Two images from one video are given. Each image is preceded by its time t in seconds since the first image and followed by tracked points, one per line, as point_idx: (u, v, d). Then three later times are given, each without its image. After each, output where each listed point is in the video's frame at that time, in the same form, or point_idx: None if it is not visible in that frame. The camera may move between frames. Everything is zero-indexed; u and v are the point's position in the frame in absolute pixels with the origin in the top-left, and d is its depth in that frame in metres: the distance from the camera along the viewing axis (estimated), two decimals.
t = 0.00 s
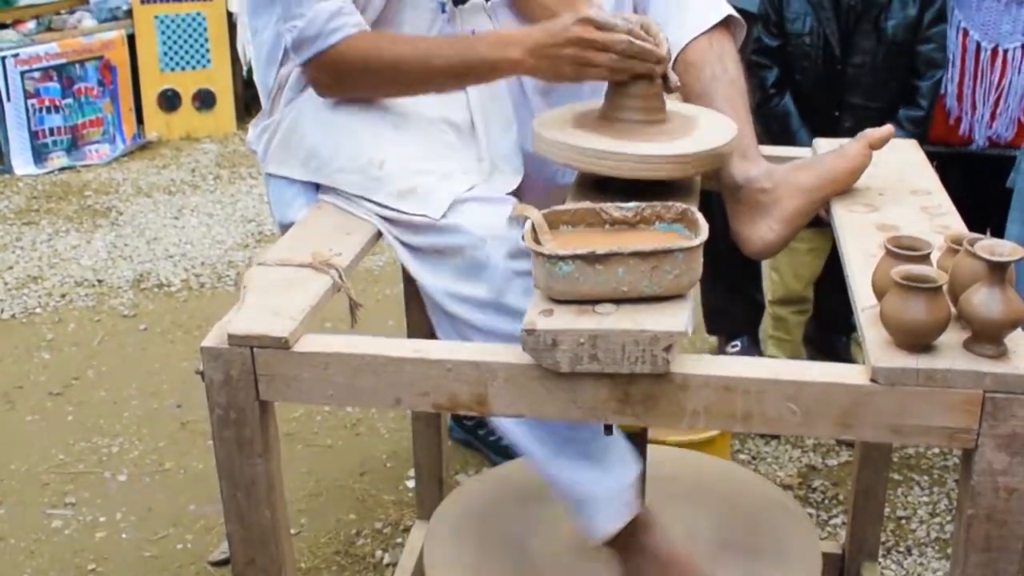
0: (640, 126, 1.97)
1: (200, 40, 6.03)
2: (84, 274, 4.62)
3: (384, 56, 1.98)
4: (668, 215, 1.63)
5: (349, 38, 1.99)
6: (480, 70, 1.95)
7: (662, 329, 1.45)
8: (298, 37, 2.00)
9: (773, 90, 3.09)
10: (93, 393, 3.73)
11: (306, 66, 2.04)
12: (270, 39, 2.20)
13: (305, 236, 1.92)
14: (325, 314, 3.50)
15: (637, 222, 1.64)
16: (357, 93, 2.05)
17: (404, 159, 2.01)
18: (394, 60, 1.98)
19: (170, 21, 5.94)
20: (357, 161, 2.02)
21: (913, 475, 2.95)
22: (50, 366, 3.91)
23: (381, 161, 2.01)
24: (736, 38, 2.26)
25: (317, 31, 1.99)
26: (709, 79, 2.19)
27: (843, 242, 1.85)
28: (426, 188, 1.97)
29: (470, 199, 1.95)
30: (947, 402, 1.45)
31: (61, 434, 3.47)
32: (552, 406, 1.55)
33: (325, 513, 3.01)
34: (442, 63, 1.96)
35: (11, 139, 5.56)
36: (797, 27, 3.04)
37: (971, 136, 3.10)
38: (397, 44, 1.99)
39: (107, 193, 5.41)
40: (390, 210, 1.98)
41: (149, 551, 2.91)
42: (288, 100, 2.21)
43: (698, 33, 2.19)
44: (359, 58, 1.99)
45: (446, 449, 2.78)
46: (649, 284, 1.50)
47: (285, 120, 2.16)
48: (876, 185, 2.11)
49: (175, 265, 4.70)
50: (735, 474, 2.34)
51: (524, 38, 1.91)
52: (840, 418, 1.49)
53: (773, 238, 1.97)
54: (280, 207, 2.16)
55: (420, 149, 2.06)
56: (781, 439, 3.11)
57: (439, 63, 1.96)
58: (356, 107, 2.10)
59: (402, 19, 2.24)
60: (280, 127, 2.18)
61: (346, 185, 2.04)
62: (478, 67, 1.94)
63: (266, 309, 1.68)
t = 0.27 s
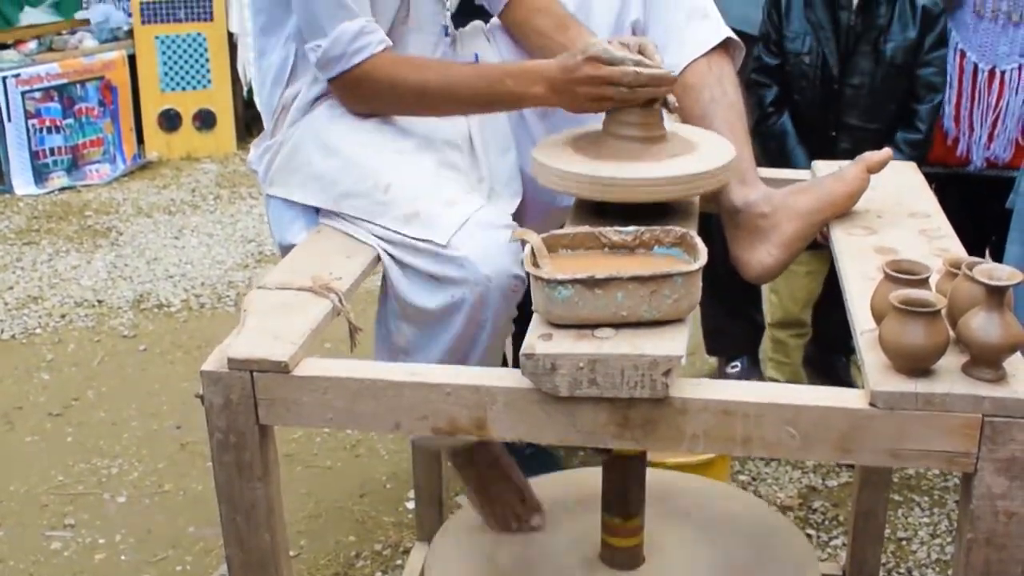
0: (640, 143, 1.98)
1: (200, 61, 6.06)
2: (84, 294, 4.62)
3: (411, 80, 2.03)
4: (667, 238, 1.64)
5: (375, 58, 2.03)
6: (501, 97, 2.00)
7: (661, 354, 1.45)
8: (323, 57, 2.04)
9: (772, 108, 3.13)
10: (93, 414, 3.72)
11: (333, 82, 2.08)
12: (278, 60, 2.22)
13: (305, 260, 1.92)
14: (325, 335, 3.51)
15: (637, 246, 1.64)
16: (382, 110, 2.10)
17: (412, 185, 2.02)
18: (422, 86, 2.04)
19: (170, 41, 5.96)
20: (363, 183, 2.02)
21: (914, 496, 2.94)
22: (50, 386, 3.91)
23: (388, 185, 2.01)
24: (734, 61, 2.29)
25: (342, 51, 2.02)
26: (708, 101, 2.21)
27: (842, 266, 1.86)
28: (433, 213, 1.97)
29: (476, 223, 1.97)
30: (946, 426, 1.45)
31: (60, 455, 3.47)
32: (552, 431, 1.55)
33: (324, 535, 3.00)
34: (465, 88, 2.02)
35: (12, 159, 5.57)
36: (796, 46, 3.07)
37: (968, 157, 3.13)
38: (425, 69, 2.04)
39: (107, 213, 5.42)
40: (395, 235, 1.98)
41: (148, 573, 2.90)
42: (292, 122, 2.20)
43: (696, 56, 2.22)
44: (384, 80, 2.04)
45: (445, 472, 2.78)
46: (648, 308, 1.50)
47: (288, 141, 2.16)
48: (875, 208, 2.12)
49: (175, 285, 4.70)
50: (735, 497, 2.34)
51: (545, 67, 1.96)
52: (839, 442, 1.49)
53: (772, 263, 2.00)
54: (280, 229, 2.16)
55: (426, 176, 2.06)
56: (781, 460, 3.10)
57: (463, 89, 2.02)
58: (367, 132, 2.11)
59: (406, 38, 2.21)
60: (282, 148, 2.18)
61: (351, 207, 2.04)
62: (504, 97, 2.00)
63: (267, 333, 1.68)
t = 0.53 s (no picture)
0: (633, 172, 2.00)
1: (200, 85, 6.08)
2: (83, 318, 4.62)
3: (414, 106, 2.05)
4: (663, 268, 1.64)
5: (374, 84, 2.05)
6: (503, 123, 2.02)
7: (656, 384, 1.45)
8: (323, 84, 2.05)
9: (769, 131, 3.14)
10: (91, 439, 3.72)
11: (333, 110, 2.09)
12: (275, 89, 2.22)
13: (301, 289, 1.92)
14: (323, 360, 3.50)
15: (632, 275, 1.64)
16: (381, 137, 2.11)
17: (412, 217, 1.99)
18: (423, 113, 2.05)
19: (170, 65, 5.98)
20: (360, 211, 2.01)
21: (912, 521, 2.93)
22: (48, 411, 3.90)
23: (388, 216, 1.99)
24: (732, 89, 2.29)
25: (342, 78, 2.04)
26: (705, 128, 2.20)
27: (839, 294, 1.86)
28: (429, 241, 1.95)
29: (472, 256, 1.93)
30: (941, 456, 1.45)
31: (58, 481, 3.46)
32: (547, 462, 1.55)
33: (322, 561, 2.99)
34: (467, 114, 2.04)
35: (11, 183, 5.58)
36: (795, 69, 3.09)
37: (966, 181, 3.15)
38: (426, 95, 2.05)
39: (106, 237, 5.42)
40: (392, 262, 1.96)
41: None
42: (288, 151, 2.20)
43: (693, 84, 2.21)
44: (385, 108, 2.04)
45: (443, 498, 2.77)
46: (643, 339, 1.50)
47: (283, 169, 2.16)
48: (871, 235, 2.12)
49: (173, 309, 4.70)
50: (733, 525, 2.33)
51: (545, 95, 1.97)
52: (835, 472, 1.48)
53: (768, 288, 2.00)
54: (277, 259, 2.15)
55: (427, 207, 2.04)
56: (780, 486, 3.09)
57: (465, 114, 2.03)
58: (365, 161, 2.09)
59: (403, 66, 2.21)
60: (277, 177, 2.17)
61: (347, 234, 2.02)
62: (505, 123, 2.02)
63: (262, 363, 1.68)
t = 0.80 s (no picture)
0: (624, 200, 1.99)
1: (199, 110, 6.10)
2: (80, 343, 4.62)
3: (405, 134, 2.05)
4: (650, 299, 1.64)
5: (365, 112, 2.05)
6: (494, 150, 2.02)
7: (642, 416, 1.45)
8: (313, 113, 2.05)
9: (765, 155, 3.14)
10: (86, 466, 3.71)
11: (324, 138, 2.09)
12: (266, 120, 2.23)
13: (291, 319, 1.92)
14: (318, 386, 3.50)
15: (619, 306, 1.65)
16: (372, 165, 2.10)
17: (393, 243, 1.99)
18: (413, 140, 2.05)
19: (169, 90, 6.00)
20: (346, 241, 2.01)
21: (908, 548, 2.92)
22: (44, 438, 3.89)
23: (369, 244, 1.99)
24: (723, 118, 2.29)
25: (332, 107, 2.04)
26: (696, 157, 2.20)
27: (830, 324, 1.86)
28: (411, 269, 1.94)
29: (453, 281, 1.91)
30: (928, 488, 1.45)
31: (52, 508, 3.44)
32: (534, 493, 1.54)
33: None
34: (458, 141, 2.03)
35: (10, 208, 5.60)
36: (791, 93, 3.09)
37: (960, 207, 3.16)
38: (416, 122, 2.05)
39: (104, 261, 5.43)
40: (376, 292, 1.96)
41: None
42: (279, 180, 2.21)
43: (685, 113, 2.21)
44: (377, 134, 2.05)
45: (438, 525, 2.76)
46: (629, 370, 1.50)
47: (274, 199, 2.17)
48: (862, 263, 2.13)
49: (170, 335, 4.70)
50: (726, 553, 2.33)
51: (535, 122, 1.98)
52: (822, 504, 1.48)
53: (760, 316, 1.98)
54: (268, 288, 2.16)
55: (412, 232, 2.04)
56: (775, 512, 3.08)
57: (456, 140, 2.03)
58: (348, 189, 2.09)
59: (394, 97, 2.23)
60: (268, 207, 2.19)
61: (335, 265, 2.03)
62: (496, 151, 2.02)
63: (250, 395, 1.68)
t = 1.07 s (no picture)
0: (610, 221, 2.00)
1: (198, 127, 6.11)
2: (77, 360, 4.63)
3: (393, 153, 2.05)
4: (634, 319, 1.65)
5: (354, 131, 2.06)
6: (483, 170, 2.02)
7: (624, 438, 1.46)
8: (303, 132, 2.06)
9: (760, 173, 3.15)
10: (82, 483, 3.71)
11: (314, 157, 2.10)
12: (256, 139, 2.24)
13: (279, 338, 1.93)
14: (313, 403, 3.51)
15: (603, 326, 1.65)
16: (361, 183, 2.11)
17: (382, 264, 2.01)
18: (403, 158, 2.05)
19: (167, 108, 6.02)
20: (336, 262, 2.03)
21: (901, 566, 2.92)
22: (39, 454, 3.90)
23: (360, 266, 2.01)
24: (711, 139, 2.30)
25: (321, 126, 2.05)
26: (683, 178, 2.21)
27: (815, 344, 1.87)
28: (401, 291, 1.97)
29: (445, 299, 1.95)
30: (909, 510, 1.45)
31: (47, 525, 3.44)
32: (517, 514, 1.55)
33: None
34: (446, 161, 2.03)
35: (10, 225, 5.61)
36: (785, 112, 3.11)
37: (954, 225, 3.15)
38: (405, 142, 2.06)
39: (103, 278, 5.44)
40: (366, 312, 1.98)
41: None
42: (269, 200, 2.23)
43: (671, 133, 2.23)
44: (366, 154, 2.05)
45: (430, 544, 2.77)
46: (611, 392, 1.51)
47: (265, 219, 2.18)
48: (849, 283, 2.14)
49: (167, 351, 4.71)
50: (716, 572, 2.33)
51: (521, 141, 1.97)
52: (803, 525, 1.48)
53: (746, 336, 1.99)
54: (257, 307, 2.18)
55: (402, 254, 2.06)
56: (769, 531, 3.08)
57: (444, 160, 2.03)
58: (339, 212, 2.11)
59: (383, 118, 2.24)
60: (258, 227, 2.20)
61: (325, 286, 2.05)
62: (485, 170, 2.02)
63: (236, 415, 1.68)
